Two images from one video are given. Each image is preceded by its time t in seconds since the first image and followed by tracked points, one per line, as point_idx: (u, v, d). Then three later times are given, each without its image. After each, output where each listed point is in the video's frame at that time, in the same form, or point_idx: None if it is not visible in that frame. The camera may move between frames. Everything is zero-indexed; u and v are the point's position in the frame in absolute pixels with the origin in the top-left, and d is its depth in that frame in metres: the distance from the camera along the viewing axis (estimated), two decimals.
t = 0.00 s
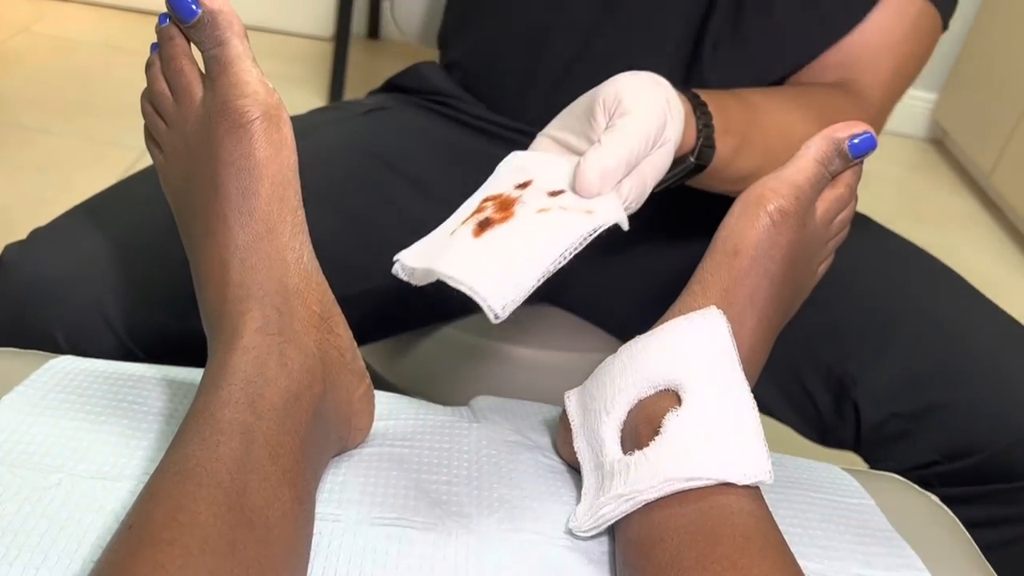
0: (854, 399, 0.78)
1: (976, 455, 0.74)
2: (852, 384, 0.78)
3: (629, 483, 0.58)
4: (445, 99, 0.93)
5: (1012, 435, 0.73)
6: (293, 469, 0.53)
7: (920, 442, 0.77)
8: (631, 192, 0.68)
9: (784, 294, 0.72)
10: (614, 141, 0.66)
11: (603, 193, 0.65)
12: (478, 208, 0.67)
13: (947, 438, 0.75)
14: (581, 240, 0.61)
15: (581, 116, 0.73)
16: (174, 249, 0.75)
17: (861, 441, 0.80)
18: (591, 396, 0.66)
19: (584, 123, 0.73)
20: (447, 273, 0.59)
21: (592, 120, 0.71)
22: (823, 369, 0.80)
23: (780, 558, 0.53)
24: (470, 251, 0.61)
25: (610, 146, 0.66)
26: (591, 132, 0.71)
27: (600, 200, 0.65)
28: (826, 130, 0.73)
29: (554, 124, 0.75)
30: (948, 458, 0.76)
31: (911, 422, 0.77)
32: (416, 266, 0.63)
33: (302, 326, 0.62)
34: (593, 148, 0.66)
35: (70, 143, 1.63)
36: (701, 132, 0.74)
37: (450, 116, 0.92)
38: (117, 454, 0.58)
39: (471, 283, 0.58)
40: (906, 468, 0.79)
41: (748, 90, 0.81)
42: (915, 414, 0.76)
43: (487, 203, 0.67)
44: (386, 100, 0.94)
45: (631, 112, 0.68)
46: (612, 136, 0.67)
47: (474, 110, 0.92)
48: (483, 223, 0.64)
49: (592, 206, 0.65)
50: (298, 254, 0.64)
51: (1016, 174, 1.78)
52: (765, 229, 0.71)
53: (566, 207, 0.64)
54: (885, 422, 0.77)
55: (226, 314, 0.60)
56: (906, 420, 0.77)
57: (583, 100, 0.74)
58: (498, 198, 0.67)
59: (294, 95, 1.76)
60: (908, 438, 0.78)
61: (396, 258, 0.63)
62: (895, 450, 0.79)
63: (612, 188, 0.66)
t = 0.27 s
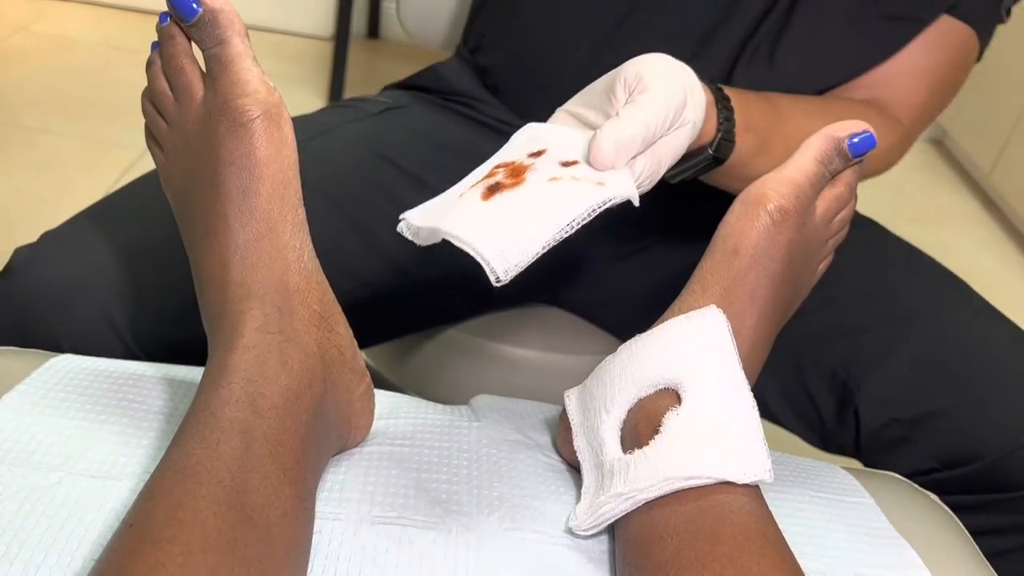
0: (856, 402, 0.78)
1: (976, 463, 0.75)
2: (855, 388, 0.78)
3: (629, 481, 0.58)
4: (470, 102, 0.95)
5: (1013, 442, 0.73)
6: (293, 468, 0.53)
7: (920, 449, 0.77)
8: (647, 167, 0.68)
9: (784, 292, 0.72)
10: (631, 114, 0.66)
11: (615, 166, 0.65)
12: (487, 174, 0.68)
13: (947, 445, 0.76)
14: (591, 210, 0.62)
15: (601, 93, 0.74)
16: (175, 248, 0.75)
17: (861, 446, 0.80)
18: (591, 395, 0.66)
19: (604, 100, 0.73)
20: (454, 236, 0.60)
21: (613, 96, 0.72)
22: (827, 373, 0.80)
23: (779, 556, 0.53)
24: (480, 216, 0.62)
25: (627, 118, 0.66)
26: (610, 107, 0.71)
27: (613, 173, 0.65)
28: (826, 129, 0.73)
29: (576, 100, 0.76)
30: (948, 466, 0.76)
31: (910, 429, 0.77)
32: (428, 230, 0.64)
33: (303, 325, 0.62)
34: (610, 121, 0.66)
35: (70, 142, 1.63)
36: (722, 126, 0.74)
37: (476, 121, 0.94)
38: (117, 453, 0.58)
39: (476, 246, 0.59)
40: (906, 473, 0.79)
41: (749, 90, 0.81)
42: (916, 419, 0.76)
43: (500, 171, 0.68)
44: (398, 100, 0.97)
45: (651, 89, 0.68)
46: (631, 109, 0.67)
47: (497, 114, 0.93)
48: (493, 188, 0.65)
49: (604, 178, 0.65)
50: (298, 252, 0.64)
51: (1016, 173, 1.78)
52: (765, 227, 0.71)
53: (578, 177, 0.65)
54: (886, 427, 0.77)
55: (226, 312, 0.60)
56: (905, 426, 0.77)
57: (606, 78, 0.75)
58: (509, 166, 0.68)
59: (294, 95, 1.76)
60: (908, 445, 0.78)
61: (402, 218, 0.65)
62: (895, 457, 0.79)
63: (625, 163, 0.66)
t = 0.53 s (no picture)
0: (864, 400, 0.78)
1: (986, 460, 0.74)
2: (862, 386, 0.78)
3: (630, 479, 0.58)
4: (478, 103, 0.96)
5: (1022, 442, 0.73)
6: (294, 466, 0.53)
7: (930, 446, 0.76)
8: (670, 160, 0.69)
9: (784, 290, 0.72)
10: (666, 110, 0.67)
11: (646, 160, 0.66)
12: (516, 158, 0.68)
13: (955, 443, 0.75)
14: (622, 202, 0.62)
15: (632, 87, 0.75)
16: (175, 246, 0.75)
17: (870, 444, 0.80)
18: (591, 394, 0.66)
19: (635, 94, 0.74)
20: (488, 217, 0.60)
21: (645, 92, 0.72)
22: (834, 372, 0.80)
23: (780, 554, 0.53)
24: (512, 198, 0.62)
25: (663, 113, 0.67)
26: (642, 102, 0.72)
27: (645, 167, 0.65)
28: (826, 127, 0.73)
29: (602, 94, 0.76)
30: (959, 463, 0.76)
31: (918, 427, 0.77)
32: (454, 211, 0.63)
33: (304, 323, 0.62)
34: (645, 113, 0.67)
35: (71, 140, 1.63)
36: (747, 132, 0.74)
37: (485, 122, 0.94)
38: (118, 450, 0.58)
39: (509, 228, 0.59)
40: (915, 472, 0.78)
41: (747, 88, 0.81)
42: (924, 417, 0.76)
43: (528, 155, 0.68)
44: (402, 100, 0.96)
45: (686, 87, 0.69)
46: (666, 105, 0.68)
47: (505, 116, 0.94)
48: (525, 171, 0.65)
49: (636, 171, 0.65)
50: (299, 250, 0.64)
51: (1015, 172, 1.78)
52: (766, 225, 0.71)
53: (610, 168, 0.65)
54: (895, 424, 0.77)
55: (227, 310, 0.60)
56: (913, 424, 0.77)
57: (638, 74, 0.75)
58: (539, 151, 0.68)
59: (295, 94, 1.76)
60: (916, 443, 0.77)
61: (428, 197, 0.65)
62: (904, 455, 0.78)
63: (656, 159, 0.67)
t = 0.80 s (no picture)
0: (852, 403, 0.78)
1: (976, 463, 0.75)
2: (851, 388, 0.78)
3: (628, 478, 0.58)
4: (472, 98, 0.95)
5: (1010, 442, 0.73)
6: (292, 465, 0.53)
7: (919, 450, 0.77)
8: (682, 159, 0.69)
9: (783, 290, 0.72)
10: (678, 110, 0.67)
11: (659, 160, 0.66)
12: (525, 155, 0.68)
13: (945, 446, 0.75)
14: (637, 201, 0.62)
15: (639, 85, 0.74)
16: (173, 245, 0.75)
17: (858, 445, 0.80)
18: (590, 393, 0.66)
19: (642, 92, 0.73)
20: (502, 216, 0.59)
21: (654, 90, 0.72)
22: (824, 373, 0.80)
23: (777, 553, 0.53)
24: (525, 198, 0.62)
25: (675, 112, 0.67)
26: (651, 100, 0.72)
27: (658, 166, 0.66)
28: (825, 126, 0.73)
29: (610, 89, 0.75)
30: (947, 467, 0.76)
31: (907, 431, 0.77)
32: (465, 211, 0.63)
33: (302, 321, 0.62)
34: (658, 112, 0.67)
35: (69, 138, 1.62)
36: (749, 131, 0.74)
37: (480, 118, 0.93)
38: (116, 449, 0.58)
39: (522, 226, 0.59)
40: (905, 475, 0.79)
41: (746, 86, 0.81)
42: (913, 420, 0.76)
43: (538, 154, 0.68)
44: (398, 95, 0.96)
45: (697, 85, 0.69)
46: (677, 104, 0.68)
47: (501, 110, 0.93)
48: (536, 169, 0.65)
49: (649, 170, 0.65)
50: (297, 248, 0.64)
51: (1015, 171, 1.78)
52: (764, 224, 0.71)
53: (623, 167, 0.65)
54: (884, 426, 0.77)
55: (225, 309, 0.60)
56: (903, 427, 0.77)
57: (645, 72, 0.75)
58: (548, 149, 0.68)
59: (294, 92, 1.76)
60: (906, 447, 0.78)
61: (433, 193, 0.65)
62: (893, 458, 0.79)
63: (668, 158, 0.67)
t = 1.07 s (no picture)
0: (840, 411, 0.78)
1: (967, 473, 0.75)
2: (838, 396, 0.78)
3: (629, 480, 0.58)
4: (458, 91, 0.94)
5: (1006, 452, 0.73)
6: (290, 466, 0.52)
7: (909, 459, 0.77)
8: (724, 172, 0.69)
9: (784, 290, 0.71)
10: (719, 125, 0.66)
11: (705, 175, 0.66)
12: (562, 172, 0.68)
13: (937, 455, 0.76)
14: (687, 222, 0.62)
15: (660, 92, 0.72)
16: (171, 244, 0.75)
17: (848, 450, 0.80)
18: (590, 394, 0.66)
19: (666, 98, 0.71)
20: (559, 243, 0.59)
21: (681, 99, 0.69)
22: (810, 380, 0.79)
23: (779, 555, 0.53)
24: (575, 220, 0.61)
25: (717, 127, 0.65)
26: (682, 109, 0.69)
27: (704, 182, 0.65)
28: (827, 125, 0.73)
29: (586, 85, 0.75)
30: (937, 477, 0.77)
31: (896, 440, 0.77)
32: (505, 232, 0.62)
33: (301, 321, 0.61)
34: (700, 126, 0.66)
35: (66, 136, 1.62)
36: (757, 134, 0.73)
37: (461, 111, 0.92)
38: (114, 450, 0.57)
39: (581, 252, 0.59)
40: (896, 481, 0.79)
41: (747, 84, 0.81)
42: (902, 430, 0.76)
43: (578, 169, 0.67)
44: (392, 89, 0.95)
45: (731, 97, 0.67)
46: (717, 120, 0.66)
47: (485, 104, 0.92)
48: (579, 188, 0.64)
49: (696, 186, 0.65)
50: (297, 248, 0.64)
51: (1015, 170, 1.78)
52: (767, 223, 0.70)
53: (670, 184, 0.65)
54: (875, 435, 0.77)
55: (224, 309, 0.60)
56: (893, 435, 0.77)
57: (663, 76, 0.72)
58: (584, 164, 0.68)
59: (292, 90, 1.76)
60: (896, 455, 0.78)
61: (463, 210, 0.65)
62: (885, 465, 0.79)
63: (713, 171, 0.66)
